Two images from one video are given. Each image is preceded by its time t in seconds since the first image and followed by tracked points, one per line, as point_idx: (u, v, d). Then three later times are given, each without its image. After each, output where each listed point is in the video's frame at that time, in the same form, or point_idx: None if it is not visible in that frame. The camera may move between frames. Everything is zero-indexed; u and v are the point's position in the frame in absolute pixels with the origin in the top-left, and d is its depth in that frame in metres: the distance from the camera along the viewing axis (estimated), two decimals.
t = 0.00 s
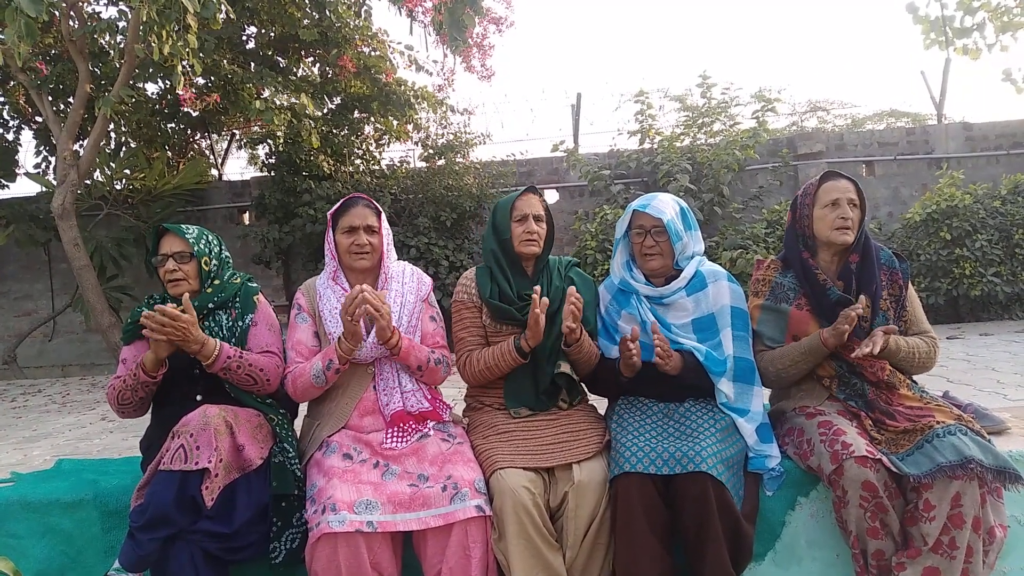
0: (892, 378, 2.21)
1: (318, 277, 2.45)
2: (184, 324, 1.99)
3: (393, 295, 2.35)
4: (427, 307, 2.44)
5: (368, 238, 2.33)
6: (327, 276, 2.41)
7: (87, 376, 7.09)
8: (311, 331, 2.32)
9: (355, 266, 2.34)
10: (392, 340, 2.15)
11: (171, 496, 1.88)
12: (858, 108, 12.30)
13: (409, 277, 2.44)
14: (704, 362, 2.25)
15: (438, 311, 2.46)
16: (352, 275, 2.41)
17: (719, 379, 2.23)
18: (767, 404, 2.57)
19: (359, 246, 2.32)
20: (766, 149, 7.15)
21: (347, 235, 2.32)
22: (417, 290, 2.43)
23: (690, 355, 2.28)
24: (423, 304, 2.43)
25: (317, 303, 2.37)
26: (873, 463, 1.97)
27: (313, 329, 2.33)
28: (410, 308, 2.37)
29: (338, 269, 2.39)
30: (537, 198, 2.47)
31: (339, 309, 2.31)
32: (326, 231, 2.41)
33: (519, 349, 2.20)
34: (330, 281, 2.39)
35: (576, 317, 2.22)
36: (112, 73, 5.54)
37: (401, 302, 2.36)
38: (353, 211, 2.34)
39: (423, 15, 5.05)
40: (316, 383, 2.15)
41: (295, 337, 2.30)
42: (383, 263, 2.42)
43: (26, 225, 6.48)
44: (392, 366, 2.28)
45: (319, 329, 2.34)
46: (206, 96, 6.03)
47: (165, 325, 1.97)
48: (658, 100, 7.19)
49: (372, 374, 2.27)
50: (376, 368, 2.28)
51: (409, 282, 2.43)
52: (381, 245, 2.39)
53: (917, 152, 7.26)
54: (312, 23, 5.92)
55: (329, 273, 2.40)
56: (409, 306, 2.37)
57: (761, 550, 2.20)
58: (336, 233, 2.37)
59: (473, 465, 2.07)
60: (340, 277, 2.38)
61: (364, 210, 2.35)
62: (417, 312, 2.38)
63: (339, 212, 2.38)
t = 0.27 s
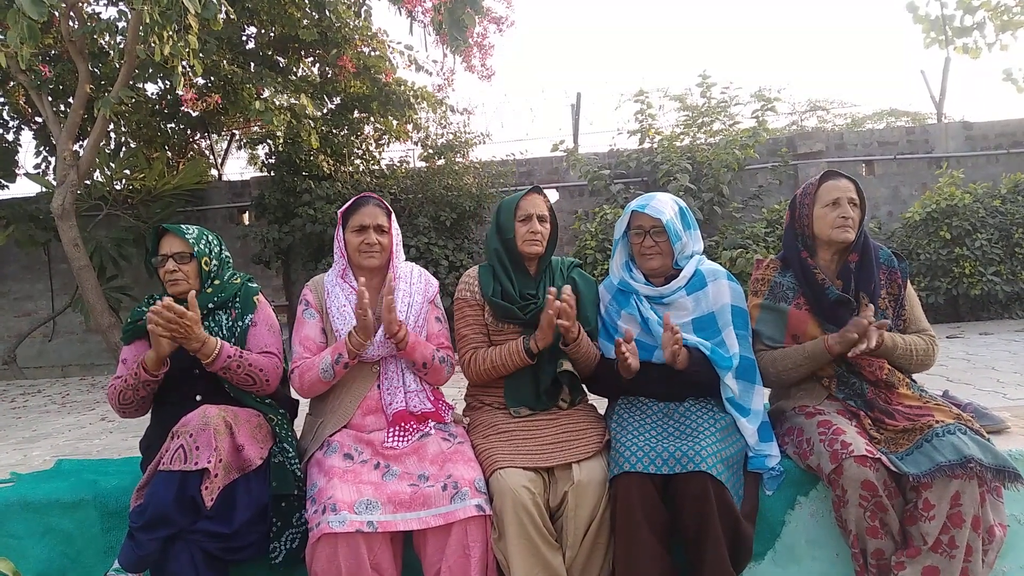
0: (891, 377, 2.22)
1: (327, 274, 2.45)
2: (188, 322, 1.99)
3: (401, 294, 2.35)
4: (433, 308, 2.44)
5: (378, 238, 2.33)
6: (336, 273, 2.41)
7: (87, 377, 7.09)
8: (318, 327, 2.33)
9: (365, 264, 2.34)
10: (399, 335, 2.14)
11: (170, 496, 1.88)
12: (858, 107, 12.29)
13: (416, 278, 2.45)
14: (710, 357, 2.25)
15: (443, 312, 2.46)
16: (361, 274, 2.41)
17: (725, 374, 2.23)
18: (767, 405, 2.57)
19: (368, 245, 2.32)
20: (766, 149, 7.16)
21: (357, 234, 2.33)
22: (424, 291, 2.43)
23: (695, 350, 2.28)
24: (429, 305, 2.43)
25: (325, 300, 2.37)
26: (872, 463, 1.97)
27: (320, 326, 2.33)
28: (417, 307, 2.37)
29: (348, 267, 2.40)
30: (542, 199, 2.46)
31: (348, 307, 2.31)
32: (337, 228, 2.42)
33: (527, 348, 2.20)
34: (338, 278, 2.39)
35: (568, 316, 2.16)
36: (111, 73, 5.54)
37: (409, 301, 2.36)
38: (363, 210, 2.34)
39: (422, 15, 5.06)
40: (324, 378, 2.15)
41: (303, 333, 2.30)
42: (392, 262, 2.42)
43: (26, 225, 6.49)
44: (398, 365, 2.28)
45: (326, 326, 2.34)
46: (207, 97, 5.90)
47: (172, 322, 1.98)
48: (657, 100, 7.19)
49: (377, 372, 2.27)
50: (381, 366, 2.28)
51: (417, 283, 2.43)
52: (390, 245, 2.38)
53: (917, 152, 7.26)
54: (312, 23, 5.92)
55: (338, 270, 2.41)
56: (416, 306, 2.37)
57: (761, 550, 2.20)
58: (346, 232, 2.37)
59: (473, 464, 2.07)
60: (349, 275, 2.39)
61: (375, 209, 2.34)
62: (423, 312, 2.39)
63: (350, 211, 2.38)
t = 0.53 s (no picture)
0: (892, 378, 2.22)
1: (330, 273, 2.45)
2: (182, 333, 1.99)
3: (403, 297, 2.36)
4: (435, 310, 2.45)
5: (382, 240, 2.33)
6: (338, 273, 2.41)
7: (87, 377, 7.08)
8: (319, 327, 2.32)
9: (368, 265, 2.34)
10: (395, 346, 2.14)
11: (172, 497, 1.88)
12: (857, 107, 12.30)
13: (419, 280, 2.45)
14: (700, 362, 2.26)
15: (445, 314, 2.47)
16: (363, 274, 2.41)
17: (717, 379, 2.23)
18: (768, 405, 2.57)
19: (372, 246, 2.31)
20: (765, 149, 7.16)
21: (361, 235, 2.32)
22: (427, 293, 2.43)
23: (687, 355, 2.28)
24: (432, 307, 2.43)
25: (327, 300, 2.37)
26: (873, 462, 1.97)
27: (321, 326, 2.33)
28: (419, 310, 2.38)
29: (350, 267, 2.40)
30: (532, 198, 2.46)
31: (350, 308, 2.31)
32: (342, 227, 2.42)
33: (521, 356, 2.21)
34: (342, 278, 2.39)
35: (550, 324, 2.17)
36: (111, 73, 5.54)
37: (411, 304, 2.37)
38: (368, 211, 2.34)
39: (422, 15, 5.05)
40: (325, 382, 2.16)
41: (303, 333, 2.30)
42: (395, 263, 2.43)
43: (25, 226, 6.48)
44: (399, 367, 2.28)
45: (327, 326, 2.34)
46: (206, 97, 5.87)
47: (163, 334, 1.98)
48: (657, 100, 7.20)
49: (378, 373, 2.26)
50: (382, 368, 2.27)
51: (419, 285, 2.43)
52: (394, 245, 2.38)
53: (916, 152, 7.27)
54: (311, 24, 5.92)
55: (341, 270, 2.41)
56: (418, 308, 2.38)
57: (762, 550, 2.21)
58: (350, 232, 2.37)
59: (473, 465, 2.07)
60: (352, 275, 2.39)
61: (380, 210, 2.34)
62: (425, 315, 2.39)
63: (355, 211, 2.38)
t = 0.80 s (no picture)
0: (892, 377, 2.22)
1: (323, 276, 2.45)
2: (197, 319, 1.99)
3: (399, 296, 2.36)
4: (432, 309, 2.43)
5: (370, 241, 2.33)
6: (332, 275, 2.41)
7: (87, 378, 7.09)
8: (315, 330, 2.32)
9: (359, 268, 2.34)
10: (407, 334, 2.16)
11: (173, 497, 1.88)
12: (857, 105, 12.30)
13: (414, 278, 2.44)
14: (719, 350, 2.26)
15: (442, 312, 2.46)
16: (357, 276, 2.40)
17: (734, 367, 2.24)
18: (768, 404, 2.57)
19: (361, 248, 2.31)
20: (765, 148, 7.16)
21: (349, 237, 2.32)
22: (423, 292, 2.42)
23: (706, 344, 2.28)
24: (428, 305, 2.42)
25: (322, 302, 2.37)
26: (874, 461, 1.97)
27: (317, 328, 2.33)
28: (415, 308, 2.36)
29: (343, 269, 2.39)
30: (524, 198, 2.46)
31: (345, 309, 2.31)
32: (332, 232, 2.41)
33: (505, 347, 2.19)
34: (336, 280, 2.39)
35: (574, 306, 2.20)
36: (110, 74, 5.53)
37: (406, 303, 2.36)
38: (355, 212, 2.34)
39: (421, 15, 5.05)
40: (317, 381, 2.15)
41: (298, 336, 2.30)
42: (388, 263, 2.41)
43: (25, 227, 6.48)
44: (396, 366, 2.28)
45: (323, 328, 2.34)
46: (205, 97, 5.93)
47: (180, 317, 1.97)
48: (657, 100, 7.19)
49: (375, 374, 2.27)
50: (379, 369, 2.28)
51: (414, 283, 2.42)
52: (384, 245, 2.38)
53: (915, 150, 7.27)
54: (310, 24, 5.91)
55: (335, 272, 2.40)
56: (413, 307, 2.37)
57: (763, 549, 2.21)
58: (340, 234, 2.37)
59: (474, 464, 2.07)
60: (345, 277, 2.39)
61: (366, 211, 2.34)
62: (421, 313, 2.38)
63: (343, 213, 2.38)
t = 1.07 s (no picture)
0: (892, 379, 2.22)
1: (318, 279, 2.45)
2: (184, 334, 1.99)
3: (392, 297, 2.35)
4: (427, 308, 2.44)
5: (361, 242, 2.32)
6: (326, 278, 2.41)
7: (89, 379, 7.09)
8: (311, 334, 2.33)
9: (352, 270, 2.35)
10: (386, 345, 2.15)
11: (174, 498, 1.88)
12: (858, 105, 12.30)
13: (408, 278, 2.44)
14: (700, 361, 2.26)
15: (439, 312, 2.46)
16: (351, 278, 2.41)
17: (718, 377, 2.24)
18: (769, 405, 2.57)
19: (353, 250, 2.32)
20: (766, 148, 7.16)
21: (341, 240, 2.33)
22: (417, 291, 2.43)
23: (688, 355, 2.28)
24: (422, 305, 2.43)
25: (317, 306, 2.37)
26: (874, 462, 1.97)
27: (313, 332, 2.34)
28: (411, 308, 2.37)
29: (336, 272, 2.39)
30: (527, 199, 2.45)
31: (339, 311, 2.31)
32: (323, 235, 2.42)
33: (523, 358, 2.20)
34: (329, 284, 2.39)
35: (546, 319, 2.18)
36: (111, 75, 5.54)
37: (400, 303, 2.36)
38: (344, 214, 2.34)
39: (421, 15, 5.05)
40: (319, 387, 2.15)
41: (296, 341, 2.30)
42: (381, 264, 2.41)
43: (26, 228, 6.49)
44: (393, 368, 2.27)
45: (319, 331, 2.34)
46: (204, 97, 5.98)
47: (167, 334, 1.97)
48: (657, 100, 7.19)
49: (373, 376, 2.26)
50: (376, 371, 2.27)
51: (408, 283, 2.42)
52: (376, 246, 2.37)
53: (916, 150, 7.27)
54: (311, 25, 5.91)
55: (327, 276, 2.40)
56: (409, 307, 2.37)
57: (764, 549, 2.21)
58: (332, 237, 2.37)
59: (475, 465, 2.07)
60: (339, 280, 2.39)
61: (357, 212, 2.34)
62: (417, 313, 2.39)
63: (333, 215, 2.38)
